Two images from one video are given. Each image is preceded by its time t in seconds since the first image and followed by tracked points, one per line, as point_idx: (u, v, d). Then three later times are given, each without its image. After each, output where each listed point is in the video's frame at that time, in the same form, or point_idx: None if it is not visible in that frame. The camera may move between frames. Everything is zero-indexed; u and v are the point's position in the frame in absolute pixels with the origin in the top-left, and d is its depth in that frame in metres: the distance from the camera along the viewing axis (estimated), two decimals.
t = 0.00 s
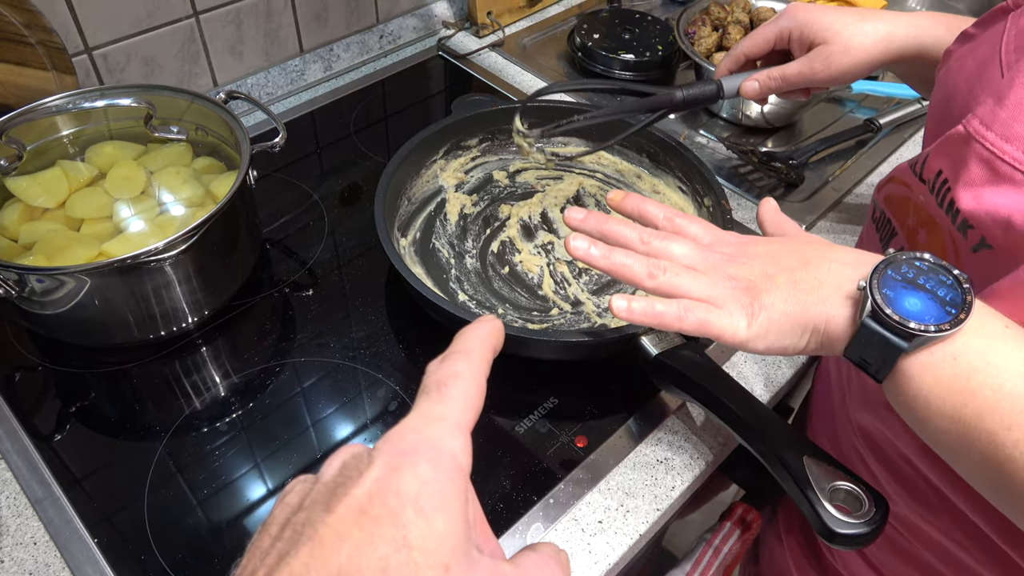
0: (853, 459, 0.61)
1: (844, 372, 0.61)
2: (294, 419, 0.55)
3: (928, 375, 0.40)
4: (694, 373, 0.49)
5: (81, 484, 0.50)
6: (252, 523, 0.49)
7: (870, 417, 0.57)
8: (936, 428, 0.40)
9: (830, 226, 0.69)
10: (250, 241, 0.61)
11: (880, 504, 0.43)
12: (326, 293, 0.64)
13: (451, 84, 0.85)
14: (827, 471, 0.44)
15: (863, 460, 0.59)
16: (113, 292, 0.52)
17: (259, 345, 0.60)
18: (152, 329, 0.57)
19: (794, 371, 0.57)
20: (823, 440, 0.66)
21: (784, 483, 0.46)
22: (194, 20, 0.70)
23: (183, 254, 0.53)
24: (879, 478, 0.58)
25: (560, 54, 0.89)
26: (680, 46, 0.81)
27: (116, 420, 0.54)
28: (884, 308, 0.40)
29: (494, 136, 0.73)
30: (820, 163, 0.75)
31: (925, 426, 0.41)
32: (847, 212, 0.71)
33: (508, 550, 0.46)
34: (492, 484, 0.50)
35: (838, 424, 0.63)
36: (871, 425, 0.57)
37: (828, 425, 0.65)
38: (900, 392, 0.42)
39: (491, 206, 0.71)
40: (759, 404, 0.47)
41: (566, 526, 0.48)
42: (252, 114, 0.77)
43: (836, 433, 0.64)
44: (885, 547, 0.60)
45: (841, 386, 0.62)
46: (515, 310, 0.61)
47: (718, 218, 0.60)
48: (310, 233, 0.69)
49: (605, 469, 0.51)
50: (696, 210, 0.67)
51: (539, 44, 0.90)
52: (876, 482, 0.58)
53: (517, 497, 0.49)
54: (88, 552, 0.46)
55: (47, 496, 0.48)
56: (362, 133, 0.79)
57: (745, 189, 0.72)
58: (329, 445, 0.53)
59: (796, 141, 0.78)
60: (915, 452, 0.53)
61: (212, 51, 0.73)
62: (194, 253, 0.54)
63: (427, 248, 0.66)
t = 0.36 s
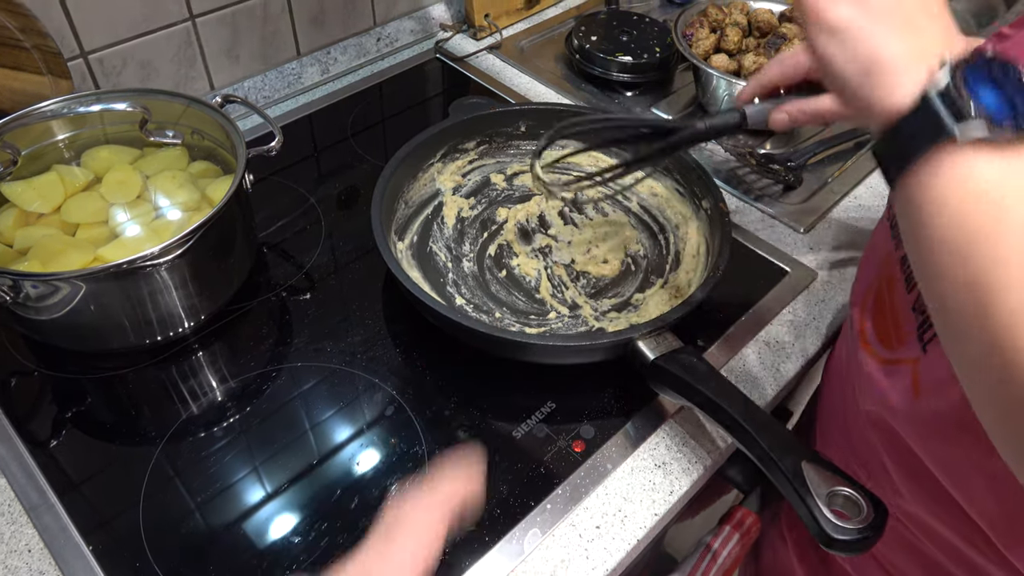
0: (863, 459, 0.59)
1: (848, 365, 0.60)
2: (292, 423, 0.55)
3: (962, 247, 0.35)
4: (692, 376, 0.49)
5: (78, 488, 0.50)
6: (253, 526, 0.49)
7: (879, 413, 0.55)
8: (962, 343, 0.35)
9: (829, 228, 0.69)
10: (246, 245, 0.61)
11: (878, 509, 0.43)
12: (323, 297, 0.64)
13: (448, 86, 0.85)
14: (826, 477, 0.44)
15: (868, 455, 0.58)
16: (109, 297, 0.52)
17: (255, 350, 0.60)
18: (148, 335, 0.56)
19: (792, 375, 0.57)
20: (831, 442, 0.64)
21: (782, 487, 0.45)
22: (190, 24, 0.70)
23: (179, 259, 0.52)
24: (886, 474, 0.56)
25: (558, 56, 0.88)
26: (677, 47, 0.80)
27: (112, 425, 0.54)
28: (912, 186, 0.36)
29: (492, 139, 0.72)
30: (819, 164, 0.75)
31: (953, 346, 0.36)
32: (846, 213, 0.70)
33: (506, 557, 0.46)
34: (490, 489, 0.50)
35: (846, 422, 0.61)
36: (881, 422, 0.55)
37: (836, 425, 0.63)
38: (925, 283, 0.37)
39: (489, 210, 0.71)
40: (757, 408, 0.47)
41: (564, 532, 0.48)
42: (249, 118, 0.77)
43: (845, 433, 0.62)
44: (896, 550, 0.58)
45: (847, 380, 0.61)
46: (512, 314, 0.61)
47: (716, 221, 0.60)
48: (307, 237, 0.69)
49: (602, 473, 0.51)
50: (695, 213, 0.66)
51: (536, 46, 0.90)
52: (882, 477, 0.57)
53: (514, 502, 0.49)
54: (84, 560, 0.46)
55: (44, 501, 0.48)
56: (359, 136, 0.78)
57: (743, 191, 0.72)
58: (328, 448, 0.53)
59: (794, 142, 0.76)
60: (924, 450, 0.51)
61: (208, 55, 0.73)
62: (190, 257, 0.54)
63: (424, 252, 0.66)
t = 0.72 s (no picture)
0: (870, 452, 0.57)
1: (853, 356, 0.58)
2: (291, 434, 0.54)
3: (890, 147, 0.34)
4: (692, 391, 0.48)
5: (76, 503, 0.50)
6: (252, 539, 0.48)
7: (886, 403, 0.53)
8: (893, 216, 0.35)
9: (828, 236, 0.68)
10: (241, 260, 0.60)
11: (882, 526, 0.42)
12: (319, 311, 0.63)
13: (444, 95, 0.84)
14: (829, 493, 0.43)
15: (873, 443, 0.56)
16: (102, 315, 0.51)
17: (251, 367, 0.59)
18: (143, 352, 0.56)
19: (794, 387, 0.56)
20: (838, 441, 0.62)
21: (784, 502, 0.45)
22: (183, 37, 0.69)
23: (172, 276, 0.52)
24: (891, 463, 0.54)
25: (553, 64, 0.88)
26: (674, 55, 0.80)
27: (107, 443, 0.54)
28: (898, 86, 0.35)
29: (488, 150, 0.72)
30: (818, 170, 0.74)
31: (887, 247, 0.35)
32: (846, 220, 0.70)
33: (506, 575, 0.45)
34: (489, 507, 0.49)
35: (852, 416, 0.59)
36: (887, 412, 0.53)
37: (842, 419, 0.61)
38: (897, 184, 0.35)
39: (486, 220, 0.71)
40: (759, 423, 0.46)
41: (565, 549, 0.47)
42: (243, 131, 0.76)
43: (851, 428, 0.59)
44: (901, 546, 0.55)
45: (855, 369, 0.59)
46: (510, 327, 0.60)
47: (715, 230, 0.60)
48: (302, 251, 0.68)
49: (603, 489, 0.50)
50: (694, 221, 0.65)
51: (532, 54, 0.90)
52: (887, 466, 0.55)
53: (514, 520, 0.48)
54: None
55: (40, 523, 0.48)
56: (354, 147, 0.78)
57: (742, 199, 0.71)
58: (328, 458, 0.53)
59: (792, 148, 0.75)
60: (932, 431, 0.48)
61: (202, 68, 0.73)
62: (183, 274, 0.53)
63: (421, 265, 0.66)
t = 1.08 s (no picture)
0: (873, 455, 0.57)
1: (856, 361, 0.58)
2: (295, 441, 0.54)
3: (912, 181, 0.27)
4: (701, 403, 0.48)
5: (82, 512, 0.49)
6: (256, 547, 0.48)
7: (888, 408, 0.54)
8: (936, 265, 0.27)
9: (835, 245, 0.68)
10: (248, 269, 0.60)
11: (896, 540, 0.42)
12: (326, 321, 0.63)
13: (450, 104, 0.84)
14: (842, 507, 0.43)
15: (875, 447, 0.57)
16: (110, 326, 0.51)
17: (258, 377, 0.59)
18: (151, 363, 0.56)
19: (804, 398, 0.56)
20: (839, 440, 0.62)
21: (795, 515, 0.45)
22: (190, 46, 0.69)
23: (181, 286, 0.52)
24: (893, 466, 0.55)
25: (559, 72, 0.88)
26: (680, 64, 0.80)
27: (114, 453, 0.53)
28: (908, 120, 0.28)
29: (494, 159, 0.72)
30: (824, 180, 0.74)
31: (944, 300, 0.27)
32: (853, 230, 0.70)
33: None
34: (498, 519, 0.49)
35: (853, 421, 0.59)
36: (890, 417, 0.54)
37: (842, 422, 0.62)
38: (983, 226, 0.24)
39: (493, 230, 0.71)
40: (770, 436, 0.46)
41: (575, 561, 0.47)
42: (250, 139, 0.76)
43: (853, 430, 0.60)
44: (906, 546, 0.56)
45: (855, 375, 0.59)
46: (518, 337, 0.60)
47: (723, 240, 0.60)
48: (309, 260, 0.68)
49: (612, 501, 0.50)
50: (701, 231, 0.66)
51: (538, 62, 0.90)
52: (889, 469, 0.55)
53: (524, 532, 0.48)
54: None
55: (48, 535, 0.48)
56: (360, 155, 0.78)
57: (749, 209, 0.71)
58: (331, 466, 0.53)
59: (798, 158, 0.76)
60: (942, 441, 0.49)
61: (209, 76, 0.73)
62: (192, 285, 0.53)
63: (428, 274, 0.66)
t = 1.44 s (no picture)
0: (893, 500, 0.54)
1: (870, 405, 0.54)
2: (297, 449, 0.54)
3: None
4: (715, 415, 0.47)
5: (82, 522, 0.49)
6: (258, 556, 0.47)
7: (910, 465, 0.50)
8: None
9: (845, 252, 0.67)
10: (252, 277, 0.59)
11: (918, 558, 0.41)
12: (331, 330, 0.62)
13: (454, 108, 0.84)
14: (862, 523, 0.42)
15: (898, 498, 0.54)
16: (112, 337, 0.50)
17: (262, 388, 0.58)
18: (153, 374, 0.55)
19: (817, 408, 0.55)
20: (854, 476, 0.59)
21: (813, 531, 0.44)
22: (193, 52, 0.68)
23: (184, 297, 0.51)
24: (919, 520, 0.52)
25: (564, 77, 0.87)
26: (688, 68, 0.80)
27: (116, 464, 0.53)
28: None
29: (500, 165, 0.71)
30: (833, 185, 0.74)
31: None
32: (863, 235, 0.69)
33: None
34: (508, 534, 0.48)
35: (875, 465, 0.56)
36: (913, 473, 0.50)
37: (859, 463, 0.59)
38: None
39: (500, 236, 0.70)
40: (786, 449, 0.45)
41: None
42: (253, 146, 0.76)
43: (871, 469, 0.57)
44: None
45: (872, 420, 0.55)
46: (526, 347, 0.59)
47: (733, 247, 0.59)
48: (314, 268, 0.67)
49: (623, 514, 0.49)
50: (710, 238, 0.65)
51: (543, 66, 0.89)
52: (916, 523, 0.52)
53: (534, 547, 0.47)
54: None
55: (48, 552, 0.47)
56: (364, 161, 0.77)
57: (758, 215, 0.71)
58: (334, 474, 0.52)
59: (807, 162, 0.77)
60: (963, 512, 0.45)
61: (212, 82, 0.72)
62: (195, 295, 0.52)
63: (434, 282, 0.65)
